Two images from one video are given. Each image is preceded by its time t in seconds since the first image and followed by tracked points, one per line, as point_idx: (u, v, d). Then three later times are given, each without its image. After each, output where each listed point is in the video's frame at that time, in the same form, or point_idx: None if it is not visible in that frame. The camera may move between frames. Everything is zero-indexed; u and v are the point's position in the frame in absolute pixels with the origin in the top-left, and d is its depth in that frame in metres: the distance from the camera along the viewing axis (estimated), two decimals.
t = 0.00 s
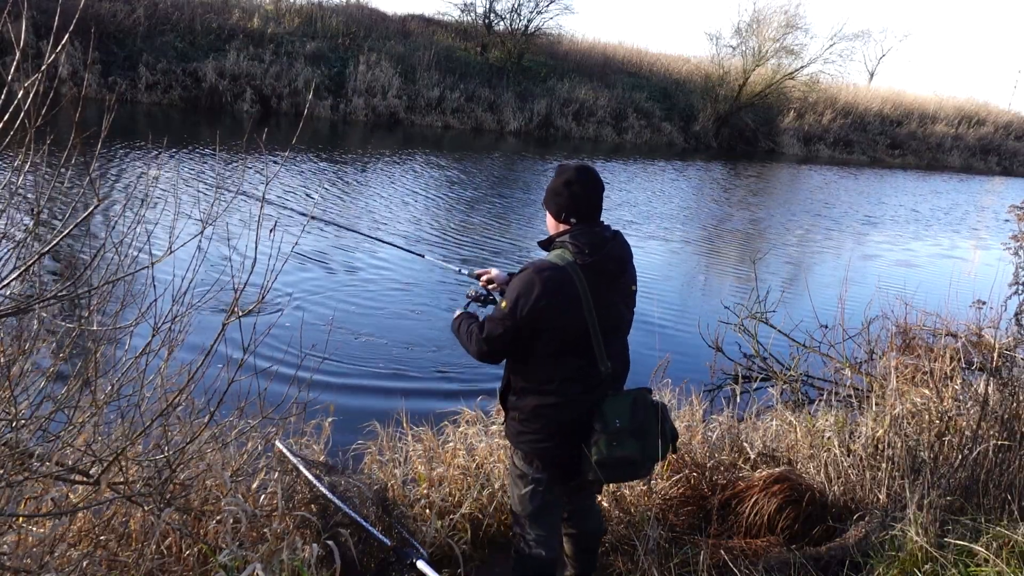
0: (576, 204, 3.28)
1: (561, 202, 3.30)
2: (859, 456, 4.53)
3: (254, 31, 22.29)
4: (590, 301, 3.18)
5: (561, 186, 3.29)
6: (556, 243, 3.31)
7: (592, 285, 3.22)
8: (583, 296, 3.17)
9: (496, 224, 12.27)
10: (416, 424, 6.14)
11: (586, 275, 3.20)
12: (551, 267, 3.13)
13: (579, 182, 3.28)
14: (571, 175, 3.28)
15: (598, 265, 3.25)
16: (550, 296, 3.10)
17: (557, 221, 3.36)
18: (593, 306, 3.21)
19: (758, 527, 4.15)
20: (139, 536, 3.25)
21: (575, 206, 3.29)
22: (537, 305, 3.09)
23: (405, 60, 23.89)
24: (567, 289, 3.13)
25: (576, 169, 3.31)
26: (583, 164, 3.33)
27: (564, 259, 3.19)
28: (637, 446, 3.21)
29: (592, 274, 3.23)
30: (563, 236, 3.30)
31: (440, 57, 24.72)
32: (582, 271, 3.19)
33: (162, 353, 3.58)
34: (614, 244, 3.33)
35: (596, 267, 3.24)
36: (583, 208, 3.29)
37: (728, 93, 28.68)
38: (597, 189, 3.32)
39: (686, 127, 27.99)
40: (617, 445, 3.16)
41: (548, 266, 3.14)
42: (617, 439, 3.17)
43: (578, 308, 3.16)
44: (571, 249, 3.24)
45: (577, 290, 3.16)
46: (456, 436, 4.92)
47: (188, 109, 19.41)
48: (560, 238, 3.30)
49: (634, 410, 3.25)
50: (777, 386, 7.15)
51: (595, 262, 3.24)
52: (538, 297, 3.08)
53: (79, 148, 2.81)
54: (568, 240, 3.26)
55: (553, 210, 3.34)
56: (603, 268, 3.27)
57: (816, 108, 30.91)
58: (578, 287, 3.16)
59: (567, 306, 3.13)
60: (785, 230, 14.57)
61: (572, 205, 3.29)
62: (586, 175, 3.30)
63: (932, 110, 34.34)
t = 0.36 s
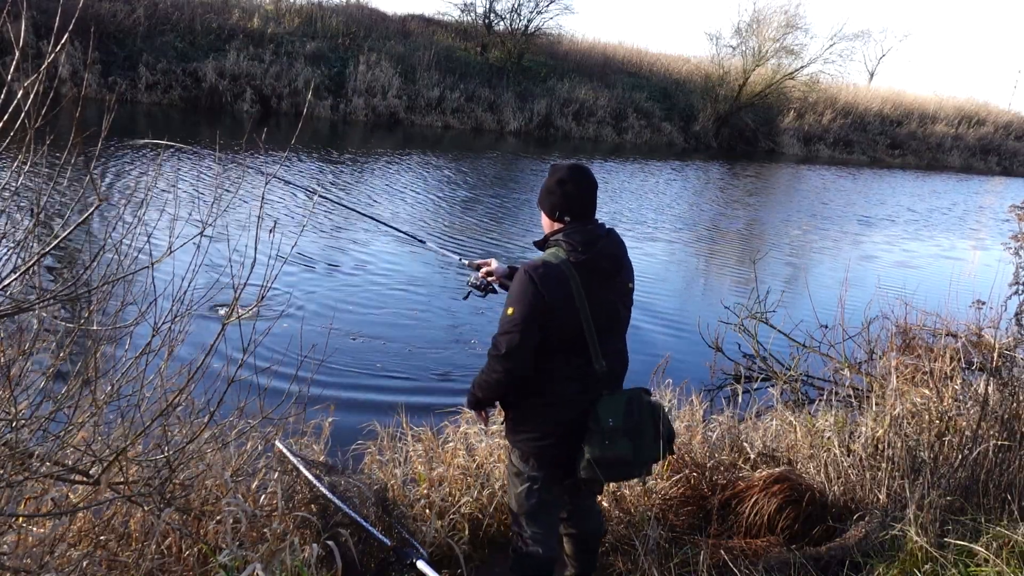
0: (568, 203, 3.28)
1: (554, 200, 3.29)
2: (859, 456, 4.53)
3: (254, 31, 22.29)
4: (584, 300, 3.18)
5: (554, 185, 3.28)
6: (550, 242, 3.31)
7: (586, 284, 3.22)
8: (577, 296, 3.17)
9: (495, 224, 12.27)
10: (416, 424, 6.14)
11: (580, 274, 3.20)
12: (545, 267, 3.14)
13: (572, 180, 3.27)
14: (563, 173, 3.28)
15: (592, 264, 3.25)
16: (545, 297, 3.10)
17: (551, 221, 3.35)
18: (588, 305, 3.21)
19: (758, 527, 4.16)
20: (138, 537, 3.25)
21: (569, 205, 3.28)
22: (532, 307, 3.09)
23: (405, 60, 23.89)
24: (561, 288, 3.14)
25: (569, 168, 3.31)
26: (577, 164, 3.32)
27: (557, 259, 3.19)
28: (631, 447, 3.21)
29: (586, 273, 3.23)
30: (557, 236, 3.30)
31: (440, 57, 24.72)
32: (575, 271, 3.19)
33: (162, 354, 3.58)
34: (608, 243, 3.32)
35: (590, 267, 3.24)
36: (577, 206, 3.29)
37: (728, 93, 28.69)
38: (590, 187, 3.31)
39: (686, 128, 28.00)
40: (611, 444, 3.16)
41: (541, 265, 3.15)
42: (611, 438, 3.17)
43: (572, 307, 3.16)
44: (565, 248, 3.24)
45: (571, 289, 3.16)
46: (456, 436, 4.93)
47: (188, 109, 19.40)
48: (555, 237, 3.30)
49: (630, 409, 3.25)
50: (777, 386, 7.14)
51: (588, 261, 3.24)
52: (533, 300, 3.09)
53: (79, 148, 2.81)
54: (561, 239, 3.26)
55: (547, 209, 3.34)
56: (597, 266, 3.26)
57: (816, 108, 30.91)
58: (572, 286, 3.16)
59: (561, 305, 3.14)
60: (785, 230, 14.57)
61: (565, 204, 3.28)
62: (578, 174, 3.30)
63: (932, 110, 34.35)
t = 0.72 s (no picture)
0: (566, 204, 3.28)
1: (552, 201, 3.29)
2: (859, 456, 4.52)
3: (254, 31, 22.29)
4: (587, 300, 3.18)
5: (552, 185, 3.28)
6: (551, 243, 3.31)
7: (589, 284, 3.22)
8: (582, 296, 3.17)
9: (495, 224, 12.27)
10: (416, 424, 6.14)
11: (583, 274, 3.21)
12: (549, 268, 3.14)
13: (570, 180, 3.27)
14: (560, 174, 3.28)
15: (594, 264, 3.25)
16: (550, 298, 3.10)
17: (550, 221, 3.35)
18: (591, 305, 3.21)
19: (758, 527, 4.15)
20: (138, 536, 3.25)
21: (567, 205, 3.28)
22: (538, 309, 3.09)
23: (405, 60, 23.89)
24: (565, 289, 3.13)
25: (567, 168, 3.31)
26: (573, 164, 3.33)
27: (560, 259, 3.18)
28: (636, 445, 3.21)
29: (588, 273, 3.23)
30: (557, 237, 3.29)
31: (440, 57, 24.72)
32: (578, 271, 3.19)
33: (162, 353, 3.58)
34: (609, 242, 3.33)
35: (591, 267, 3.24)
36: (574, 207, 3.29)
37: (728, 94, 28.69)
38: (588, 187, 3.32)
39: (686, 128, 28.00)
40: (617, 442, 3.18)
41: (545, 267, 3.14)
42: (615, 436, 3.18)
43: (575, 308, 3.16)
44: (567, 248, 3.24)
45: (574, 289, 3.15)
46: (456, 436, 4.93)
47: (188, 109, 19.41)
48: (555, 238, 3.29)
49: (635, 407, 3.26)
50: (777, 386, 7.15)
51: (590, 261, 3.24)
52: (538, 301, 3.09)
53: (79, 148, 2.81)
54: (563, 240, 3.26)
55: (545, 210, 3.33)
56: (597, 265, 3.26)
57: (816, 108, 30.92)
58: (576, 286, 3.16)
59: (565, 305, 3.14)
60: (784, 230, 14.57)
61: (564, 204, 3.28)
62: (575, 174, 3.30)
63: (932, 110, 34.35)
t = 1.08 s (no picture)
0: (567, 204, 3.28)
1: (552, 202, 3.30)
2: (859, 456, 4.53)
3: (254, 31, 22.30)
4: (585, 300, 3.18)
5: (553, 186, 3.28)
6: (551, 243, 3.31)
7: (588, 284, 3.22)
8: (579, 296, 3.16)
9: (495, 224, 12.28)
10: (416, 424, 6.15)
11: (582, 274, 3.20)
12: (546, 268, 3.14)
13: (569, 181, 3.28)
14: (561, 175, 3.29)
15: (593, 264, 3.25)
16: (546, 298, 3.10)
17: (550, 222, 3.35)
18: (589, 305, 3.21)
19: (758, 527, 4.15)
20: (138, 536, 3.25)
21: (567, 205, 3.28)
22: (534, 308, 3.09)
23: (405, 60, 23.90)
24: (563, 289, 3.13)
25: (568, 169, 3.31)
26: (574, 165, 3.33)
27: (558, 259, 3.18)
28: (635, 447, 3.21)
29: (587, 273, 3.23)
30: (557, 237, 3.29)
31: (440, 57, 24.72)
32: (577, 271, 3.19)
33: (162, 354, 3.58)
34: (610, 243, 3.33)
35: (591, 267, 3.24)
36: (575, 207, 3.29)
37: (728, 93, 28.70)
38: (587, 188, 3.32)
39: (686, 128, 28.01)
40: (612, 444, 3.17)
41: (543, 266, 3.14)
42: (614, 438, 3.18)
43: (573, 308, 3.16)
44: (566, 248, 3.24)
45: (573, 289, 3.15)
46: (456, 436, 4.93)
47: (188, 109, 19.41)
48: (555, 238, 3.30)
49: (631, 409, 3.25)
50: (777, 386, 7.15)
51: (589, 261, 3.23)
52: (534, 301, 3.09)
53: (79, 147, 2.82)
54: (562, 240, 3.26)
55: (546, 211, 3.34)
56: (596, 265, 3.26)
57: (816, 108, 30.93)
58: (573, 286, 3.15)
59: (562, 305, 3.13)
60: (785, 230, 14.57)
61: (564, 205, 3.29)
62: (576, 175, 3.31)
63: (932, 110, 34.35)
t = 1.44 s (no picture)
0: (578, 204, 3.28)
1: (565, 201, 3.30)
2: (859, 456, 4.53)
3: (254, 31, 22.32)
4: (585, 301, 3.17)
5: (566, 186, 3.29)
6: (558, 242, 3.32)
7: (590, 285, 3.21)
8: (579, 297, 3.16)
9: (495, 224, 12.28)
10: (416, 424, 6.15)
11: (584, 275, 3.19)
12: (547, 266, 3.14)
13: (582, 182, 3.28)
14: (574, 176, 3.29)
15: (597, 264, 3.23)
16: (543, 296, 3.11)
17: (561, 221, 3.35)
18: (589, 307, 3.19)
19: (758, 527, 4.16)
20: (138, 536, 3.25)
21: (579, 206, 3.28)
22: (531, 305, 3.10)
23: (405, 60, 23.90)
24: (562, 289, 3.13)
25: (583, 169, 3.31)
26: (590, 166, 3.33)
27: (561, 258, 3.18)
28: (626, 452, 3.17)
29: (590, 275, 3.21)
30: (565, 236, 3.30)
31: (440, 57, 24.72)
32: (578, 271, 3.18)
33: (163, 354, 3.58)
34: (619, 245, 3.31)
35: (594, 267, 3.22)
36: (586, 208, 3.29)
37: (728, 93, 28.71)
38: (600, 190, 3.31)
39: (686, 128, 28.01)
40: (600, 446, 3.14)
41: (544, 263, 3.14)
42: (604, 440, 3.15)
43: (572, 308, 3.15)
44: (571, 248, 3.24)
45: (572, 289, 3.15)
46: (457, 436, 4.93)
47: (188, 109, 19.42)
48: (562, 237, 3.30)
49: (624, 414, 3.22)
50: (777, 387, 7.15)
51: (593, 263, 3.22)
52: (530, 297, 3.09)
53: (79, 147, 2.81)
54: (568, 239, 3.26)
55: (557, 211, 3.34)
56: (601, 267, 3.25)
57: (816, 108, 30.93)
58: (572, 287, 3.15)
59: (561, 305, 3.14)
60: (785, 230, 14.57)
61: (576, 205, 3.29)
62: (591, 175, 3.31)
63: (932, 110, 34.36)
